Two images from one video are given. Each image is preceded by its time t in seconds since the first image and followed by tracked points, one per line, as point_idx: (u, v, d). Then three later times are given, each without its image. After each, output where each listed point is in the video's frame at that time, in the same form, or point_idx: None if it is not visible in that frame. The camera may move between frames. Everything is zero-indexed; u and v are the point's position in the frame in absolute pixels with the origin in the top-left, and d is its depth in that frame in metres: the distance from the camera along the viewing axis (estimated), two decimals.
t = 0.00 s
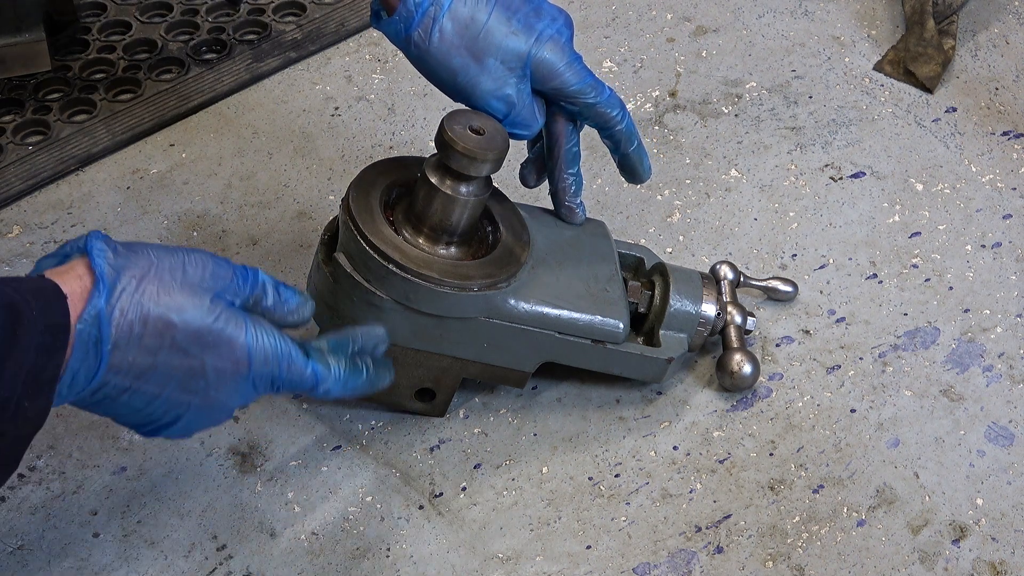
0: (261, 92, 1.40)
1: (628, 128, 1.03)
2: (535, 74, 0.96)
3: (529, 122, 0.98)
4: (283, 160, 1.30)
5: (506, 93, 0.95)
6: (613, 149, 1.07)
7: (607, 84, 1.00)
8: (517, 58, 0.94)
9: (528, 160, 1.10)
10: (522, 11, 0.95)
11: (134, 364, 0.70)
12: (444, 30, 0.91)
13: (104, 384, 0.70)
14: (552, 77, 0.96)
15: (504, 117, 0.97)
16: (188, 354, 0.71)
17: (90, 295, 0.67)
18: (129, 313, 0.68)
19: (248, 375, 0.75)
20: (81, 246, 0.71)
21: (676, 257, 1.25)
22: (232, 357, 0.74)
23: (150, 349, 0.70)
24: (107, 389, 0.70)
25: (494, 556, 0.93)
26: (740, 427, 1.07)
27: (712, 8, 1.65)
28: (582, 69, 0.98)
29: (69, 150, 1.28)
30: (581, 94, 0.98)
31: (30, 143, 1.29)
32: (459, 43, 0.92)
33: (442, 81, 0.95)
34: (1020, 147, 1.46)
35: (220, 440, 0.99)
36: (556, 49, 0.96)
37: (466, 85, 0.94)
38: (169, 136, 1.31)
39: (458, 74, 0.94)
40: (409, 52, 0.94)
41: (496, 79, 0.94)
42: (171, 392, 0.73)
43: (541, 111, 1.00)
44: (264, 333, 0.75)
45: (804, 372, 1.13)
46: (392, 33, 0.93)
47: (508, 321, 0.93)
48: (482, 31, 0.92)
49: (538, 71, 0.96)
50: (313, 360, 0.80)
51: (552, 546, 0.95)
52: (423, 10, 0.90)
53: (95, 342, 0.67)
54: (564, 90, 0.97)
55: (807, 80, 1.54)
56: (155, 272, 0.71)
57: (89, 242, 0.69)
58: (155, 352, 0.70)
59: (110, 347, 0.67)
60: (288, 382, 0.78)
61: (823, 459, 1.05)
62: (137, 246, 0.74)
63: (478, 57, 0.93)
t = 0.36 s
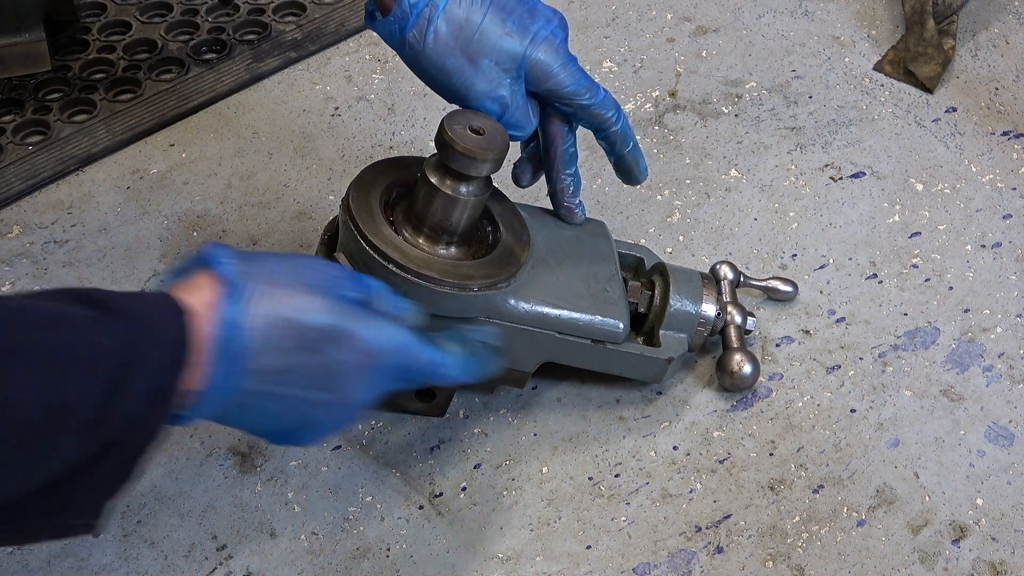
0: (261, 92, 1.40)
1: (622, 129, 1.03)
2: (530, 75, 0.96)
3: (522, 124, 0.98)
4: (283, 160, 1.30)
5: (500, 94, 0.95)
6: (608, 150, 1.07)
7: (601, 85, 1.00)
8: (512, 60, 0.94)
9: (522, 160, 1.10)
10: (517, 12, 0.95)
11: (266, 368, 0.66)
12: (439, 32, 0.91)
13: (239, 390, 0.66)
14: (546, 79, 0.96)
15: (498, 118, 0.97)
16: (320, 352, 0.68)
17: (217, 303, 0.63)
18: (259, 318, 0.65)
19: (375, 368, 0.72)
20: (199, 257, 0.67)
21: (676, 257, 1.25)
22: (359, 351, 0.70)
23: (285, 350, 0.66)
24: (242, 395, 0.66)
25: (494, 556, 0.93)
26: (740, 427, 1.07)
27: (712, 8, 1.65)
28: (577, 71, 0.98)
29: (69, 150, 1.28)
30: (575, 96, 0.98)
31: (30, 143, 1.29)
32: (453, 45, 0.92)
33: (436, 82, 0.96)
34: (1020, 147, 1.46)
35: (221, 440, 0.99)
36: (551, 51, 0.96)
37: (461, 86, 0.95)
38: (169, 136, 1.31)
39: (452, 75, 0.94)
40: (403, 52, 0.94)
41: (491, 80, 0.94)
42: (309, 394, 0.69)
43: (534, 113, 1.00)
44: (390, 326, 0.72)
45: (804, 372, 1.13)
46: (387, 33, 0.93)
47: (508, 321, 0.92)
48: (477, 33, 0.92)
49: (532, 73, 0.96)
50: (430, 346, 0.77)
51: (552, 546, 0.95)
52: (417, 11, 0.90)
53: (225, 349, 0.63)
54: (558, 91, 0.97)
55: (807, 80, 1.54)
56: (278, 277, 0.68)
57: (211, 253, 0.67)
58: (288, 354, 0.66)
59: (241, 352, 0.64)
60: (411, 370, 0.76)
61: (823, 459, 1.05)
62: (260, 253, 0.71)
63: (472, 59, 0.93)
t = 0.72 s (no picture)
0: (261, 92, 1.40)
1: (617, 129, 1.03)
2: (523, 76, 0.96)
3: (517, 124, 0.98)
4: (283, 160, 1.30)
5: (493, 95, 0.95)
6: (603, 151, 1.07)
7: (595, 85, 1.00)
8: (505, 60, 0.94)
9: (516, 161, 1.10)
10: (509, 13, 0.95)
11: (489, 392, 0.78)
12: (432, 33, 0.91)
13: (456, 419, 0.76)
14: (540, 79, 0.96)
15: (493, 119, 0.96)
16: (530, 378, 0.82)
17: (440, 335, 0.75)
18: (474, 350, 0.75)
19: (573, 392, 0.86)
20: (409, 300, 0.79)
21: (676, 257, 1.25)
22: (567, 374, 0.85)
23: (501, 373, 0.79)
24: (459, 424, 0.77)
25: (495, 556, 0.93)
26: (740, 427, 1.07)
27: (712, 8, 1.65)
28: (570, 71, 0.98)
29: (69, 150, 1.28)
30: (569, 95, 0.98)
31: (30, 143, 1.29)
32: (446, 46, 0.92)
33: (430, 83, 0.96)
34: (1020, 147, 1.46)
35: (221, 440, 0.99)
36: (544, 51, 0.96)
37: (454, 88, 0.95)
38: (169, 136, 1.31)
39: (446, 77, 0.94)
40: (396, 54, 0.95)
41: (484, 81, 0.94)
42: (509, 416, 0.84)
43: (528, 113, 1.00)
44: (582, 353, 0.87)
45: (804, 372, 1.13)
46: (380, 35, 0.93)
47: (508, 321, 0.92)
48: (470, 33, 0.92)
49: (526, 73, 0.96)
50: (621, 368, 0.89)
51: (552, 546, 0.95)
52: (411, 13, 0.91)
53: (452, 376, 0.73)
54: (552, 91, 0.97)
55: (807, 80, 1.54)
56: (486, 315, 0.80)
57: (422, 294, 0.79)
58: (504, 379, 0.79)
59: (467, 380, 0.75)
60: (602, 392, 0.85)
61: (823, 459, 1.05)
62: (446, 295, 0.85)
63: (466, 60, 0.93)
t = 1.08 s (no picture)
0: (261, 92, 1.40)
1: (620, 130, 1.03)
2: (525, 77, 0.96)
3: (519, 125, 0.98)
4: (283, 160, 1.30)
5: (495, 96, 0.95)
6: (606, 152, 1.07)
7: (598, 86, 0.99)
8: (507, 62, 0.94)
9: (517, 161, 1.10)
10: (512, 14, 0.95)
11: (153, 363, 0.71)
12: (434, 34, 0.92)
13: (125, 393, 0.70)
14: (542, 80, 0.96)
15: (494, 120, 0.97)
16: (202, 344, 0.72)
17: (96, 303, 0.68)
18: (138, 313, 0.70)
19: (262, 356, 0.76)
20: (77, 263, 0.72)
21: (676, 257, 1.25)
22: (245, 340, 0.74)
23: (164, 342, 0.71)
24: (129, 398, 0.71)
25: (495, 555, 0.93)
26: (740, 427, 1.07)
27: (712, 8, 1.65)
28: (573, 72, 0.98)
29: (69, 150, 1.28)
30: (571, 97, 0.98)
31: (30, 143, 1.29)
32: (448, 47, 0.92)
33: (432, 84, 0.96)
34: (1020, 147, 1.46)
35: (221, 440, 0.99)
36: (546, 52, 0.95)
37: (456, 89, 0.95)
38: (169, 136, 1.31)
39: (448, 78, 0.94)
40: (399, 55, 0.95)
41: (486, 82, 0.94)
42: (196, 388, 0.74)
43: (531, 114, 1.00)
44: (271, 315, 0.76)
45: (804, 372, 1.13)
46: (382, 35, 0.93)
47: (508, 321, 0.93)
48: (472, 35, 0.92)
49: (528, 75, 0.96)
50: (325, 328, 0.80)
51: (552, 546, 0.95)
52: (413, 13, 0.90)
53: (110, 347, 0.68)
54: (554, 93, 0.97)
55: (807, 80, 1.54)
56: (149, 273, 0.72)
57: (84, 256, 0.70)
58: (169, 348, 0.71)
59: (126, 350, 0.69)
60: (304, 355, 0.79)
61: (823, 459, 1.05)
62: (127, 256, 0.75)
63: (468, 61, 0.93)
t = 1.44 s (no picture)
0: (261, 92, 1.40)
1: (621, 130, 1.03)
2: (527, 77, 0.96)
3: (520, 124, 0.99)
4: (283, 160, 1.30)
5: (496, 97, 0.95)
6: (607, 152, 1.07)
7: (600, 86, 0.99)
8: (509, 62, 0.94)
9: (518, 160, 1.10)
10: (515, 14, 0.95)
11: (158, 374, 0.72)
12: (436, 34, 0.91)
13: (131, 403, 0.72)
14: (544, 80, 0.96)
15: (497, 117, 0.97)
16: (205, 355, 0.74)
17: (102, 316, 0.70)
18: (143, 325, 0.71)
19: (264, 365, 0.77)
20: (83, 273, 0.73)
21: (676, 257, 1.25)
22: (247, 349, 0.76)
23: (170, 354, 0.72)
24: (133, 408, 0.72)
25: (495, 556, 0.93)
26: (740, 427, 1.07)
27: (712, 8, 1.65)
28: (575, 72, 0.98)
29: (69, 150, 1.28)
30: (573, 97, 0.98)
31: (30, 143, 1.29)
32: (451, 46, 0.92)
33: (434, 84, 0.96)
34: (1020, 147, 1.46)
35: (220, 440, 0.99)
36: (549, 52, 0.95)
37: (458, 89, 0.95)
38: (169, 136, 1.31)
39: (450, 78, 0.94)
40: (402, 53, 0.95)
41: (488, 82, 0.95)
42: (199, 397, 0.75)
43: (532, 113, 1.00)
44: (274, 324, 0.78)
45: (804, 372, 1.13)
46: (385, 35, 0.93)
47: (508, 321, 0.93)
48: (475, 35, 0.92)
49: (530, 75, 0.96)
50: (326, 335, 0.82)
51: (552, 546, 0.95)
52: (415, 14, 0.90)
53: (115, 361, 0.69)
54: (556, 93, 0.97)
55: (807, 80, 1.54)
56: (154, 284, 0.73)
57: (89, 267, 0.72)
58: (174, 359, 0.73)
59: (133, 362, 0.70)
60: (306, 363, 0.80)
61: (822, 459, 1.05)
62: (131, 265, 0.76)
63: (470, 61, 0.93)
